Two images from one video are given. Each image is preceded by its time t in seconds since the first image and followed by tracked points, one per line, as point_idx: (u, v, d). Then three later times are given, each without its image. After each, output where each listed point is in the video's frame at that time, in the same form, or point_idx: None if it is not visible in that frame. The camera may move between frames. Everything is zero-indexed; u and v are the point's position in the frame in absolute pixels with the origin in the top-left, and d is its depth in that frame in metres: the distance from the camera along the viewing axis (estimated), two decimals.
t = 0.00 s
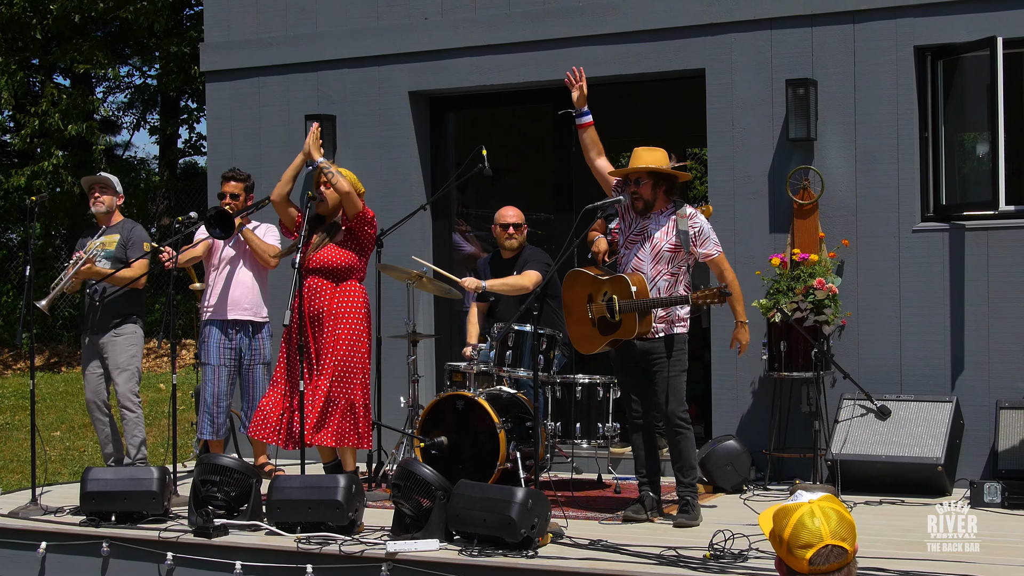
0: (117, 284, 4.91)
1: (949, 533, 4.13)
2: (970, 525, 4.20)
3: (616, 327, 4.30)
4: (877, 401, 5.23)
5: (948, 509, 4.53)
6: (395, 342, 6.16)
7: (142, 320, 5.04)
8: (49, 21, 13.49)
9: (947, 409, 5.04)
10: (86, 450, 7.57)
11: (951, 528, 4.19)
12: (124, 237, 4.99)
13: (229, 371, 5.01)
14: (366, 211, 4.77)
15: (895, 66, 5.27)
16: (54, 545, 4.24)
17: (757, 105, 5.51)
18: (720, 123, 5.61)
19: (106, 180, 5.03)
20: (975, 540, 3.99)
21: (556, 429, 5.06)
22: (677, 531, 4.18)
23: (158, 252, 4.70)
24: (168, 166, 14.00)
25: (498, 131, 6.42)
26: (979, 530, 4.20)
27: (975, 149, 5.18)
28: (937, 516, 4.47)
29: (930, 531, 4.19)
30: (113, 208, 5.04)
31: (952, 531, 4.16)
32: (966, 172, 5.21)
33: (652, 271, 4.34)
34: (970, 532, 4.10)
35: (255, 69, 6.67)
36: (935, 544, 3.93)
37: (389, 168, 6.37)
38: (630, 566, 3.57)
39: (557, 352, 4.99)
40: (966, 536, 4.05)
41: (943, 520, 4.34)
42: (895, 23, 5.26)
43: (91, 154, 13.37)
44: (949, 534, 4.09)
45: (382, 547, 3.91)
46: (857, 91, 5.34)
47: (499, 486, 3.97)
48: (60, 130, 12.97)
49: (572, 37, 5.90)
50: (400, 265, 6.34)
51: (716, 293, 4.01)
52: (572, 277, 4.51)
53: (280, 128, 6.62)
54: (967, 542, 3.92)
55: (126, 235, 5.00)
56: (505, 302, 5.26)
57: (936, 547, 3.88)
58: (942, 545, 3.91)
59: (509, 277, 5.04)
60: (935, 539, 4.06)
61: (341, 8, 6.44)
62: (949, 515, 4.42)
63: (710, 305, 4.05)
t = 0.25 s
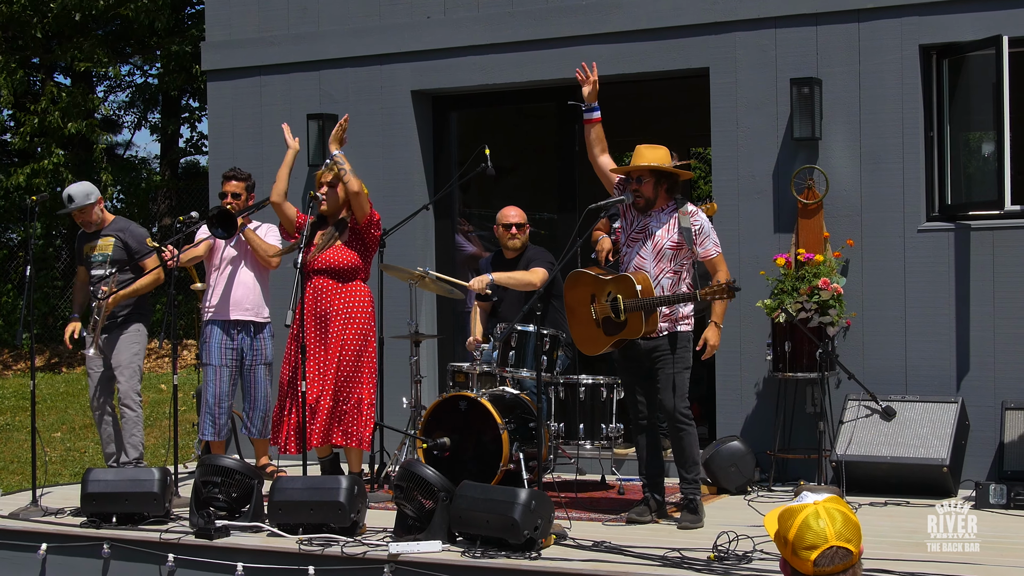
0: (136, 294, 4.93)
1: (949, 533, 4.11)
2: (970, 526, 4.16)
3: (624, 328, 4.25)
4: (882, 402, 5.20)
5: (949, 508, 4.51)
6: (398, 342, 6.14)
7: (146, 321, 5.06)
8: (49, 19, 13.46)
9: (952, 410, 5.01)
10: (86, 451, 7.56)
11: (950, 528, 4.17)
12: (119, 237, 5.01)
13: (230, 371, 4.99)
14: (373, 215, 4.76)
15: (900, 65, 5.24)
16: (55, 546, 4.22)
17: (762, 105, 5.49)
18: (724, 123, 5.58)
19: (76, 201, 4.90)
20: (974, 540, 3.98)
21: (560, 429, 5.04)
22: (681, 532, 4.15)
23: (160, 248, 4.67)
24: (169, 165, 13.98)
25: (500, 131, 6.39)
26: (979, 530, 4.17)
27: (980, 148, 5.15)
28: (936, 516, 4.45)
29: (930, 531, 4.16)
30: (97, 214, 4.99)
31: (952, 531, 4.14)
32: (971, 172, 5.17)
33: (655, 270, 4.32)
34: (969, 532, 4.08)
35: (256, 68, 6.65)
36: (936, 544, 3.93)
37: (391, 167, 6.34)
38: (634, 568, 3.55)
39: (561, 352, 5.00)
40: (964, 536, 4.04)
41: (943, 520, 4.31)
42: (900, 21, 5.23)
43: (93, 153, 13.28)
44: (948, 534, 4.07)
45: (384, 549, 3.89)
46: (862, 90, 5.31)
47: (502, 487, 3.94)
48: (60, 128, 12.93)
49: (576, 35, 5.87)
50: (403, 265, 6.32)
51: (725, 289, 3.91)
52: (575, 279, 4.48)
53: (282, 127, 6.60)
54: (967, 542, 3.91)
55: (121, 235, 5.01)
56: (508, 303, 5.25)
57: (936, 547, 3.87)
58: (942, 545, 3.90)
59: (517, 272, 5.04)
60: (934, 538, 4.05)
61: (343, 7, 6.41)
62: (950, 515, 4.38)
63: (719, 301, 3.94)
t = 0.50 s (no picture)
0: (140, 299, 4.94)
1: (949, 533, 4.14)
2: (969, 526, 4.20)
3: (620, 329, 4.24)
4: (887, 403, 5.17)
5: (949, 509, 4.56)
6: (400, 343, 6.12)
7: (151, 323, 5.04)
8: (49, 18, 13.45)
9: (957, 411, 4.98)
10: (87, 452, 7.54)
11: (950, 528, 4.20)
12: (115, 246, 4.97)
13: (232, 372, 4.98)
14: (377, 216, 4.75)
15: (905, 64, 5.21)
16: (56, 548, 4.20)
17: (766, 104, 5.46)
18: (728, 122, 5.55)
19: (62, 231, 4.77)
20: (973, 539, 3.99)
21: (563, 430, 5.01)
22: (684, 534, 4.13)
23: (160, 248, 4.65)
24: (169, 164, 13.97)
25: (502, 130, 6.37)
26: (978, 530, 4.21)
27: (985, 148, 5.13)
28: (937, 515, 4.48)
29: (930, 531, 4.20)
30: (85, 232, 4.91)
31: (952, 531, 4.17)
32: (977, 171, 5.14)
33: (656, 275, 4.30)
34: (968, 531, 4.11)
35: (258, 67, 6.63)
36: (935, 544, 3.93)
37: (394, 166, 6.32)
38: (638, 570, 3.52)
39: (564, 352, 4.99)
40: (964, 535, 4.05)
41: (943, 520, 4.36)
42: (905, 20, 5.21)
43: (91, 152, 13.37)
44: (948, 534, 4.10)
45: (387, 550, 3.86)
46: (866, 89, 5.29)
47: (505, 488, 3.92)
48: (59, 127, 12.90)
49: (579, 34, 5.84)
50: (406, 265, 6.30)
51: (723, 309, 3.94)
52: (577, 279, 4.45)
53: (284, 126, 6.58)
54: (966, 542, 3.92)
55: (117, 244, 4.98)
56: (511, 303, 5.24)
57: (936, 547, 3.88)
58: (942, 544, 3.92)
59: (519, 274, 5.02)
60: (934, 538, 4.06)
61: (345, 5, 6.39)
62: (950, 515, 4.43)
63: (717, 319, 3.98)
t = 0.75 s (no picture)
0: (137, 303, 4.91)
1: (949, 533, 4.12)
2: (969, 526, 4.17)
3: (620, 330, 4.21)
4: (891, 403, 5.14)
5: (948, 508, 4.53)
6: (402, 343, 6.09)
7: (151, 326, 5.02)
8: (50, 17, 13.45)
9: (962, 412, 4.95)
10: (88, 453, 7.52)
11: (950, 528, 4.18)
12: (118, 244, 4.96)
13: (234, 373, 4.97)
14: (376, 214, 4.73)
15: (910, 62, 5.18)
16: (56, 549, 4.18)
17: (771, 103, 5.43)
18: (732, 121, 5.52)
19: (73, 212, 4.82)
20: (974, 540, 3.98)
21: (567, 431, 4.98)
22: (688, 535, 4.10)
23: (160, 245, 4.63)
24: (170, 163, 13.97)
25: (505, 129, 6.35)
26: (978, 529, 4.19)
27: (991, 147, 5.11)
28: (937, 515, 4.44)
29: (930, 531, 4.17)
30: (93, 223, 4.94)
31: (952, 531, 4.15)
32: (982, 170, 5.13)
33: (656, 277, 4.28)
34: (969, 531, 4.09)
35: (260, 66, 6.61)
36: (936, 544, 3.93)
37: (396, 166, 6.30)
38: (641, 571, 3.50)
39: (567, 353, 4.90)
40: (964, 536, 4.04)
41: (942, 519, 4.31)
42: (910, 18, 5.18)
43: (92, 151, 13.37)
44: (948, 534, 4.08)
45: (389, 552, 3.84)
46: (871, 88, 5.26)
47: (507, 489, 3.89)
48: (59, 125, 12.89)
49: (582, 33, 5.82)
50: (408, 265, 6.28)
51: (717, 309, 3.86)
52: (579, 280, 4.43)
53: (286, 125, 6.56)
54: (967, 542, 3.92)
55: (120, 243, 4.97)
56: (514, 302, 5.20)
57: (937, 548, 3.88)
58: (942, 544, 3.91)
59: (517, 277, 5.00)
60: (934, 538, 4.05)
61: (347, 4, 6.37)
62: (950, 515, 4.38)
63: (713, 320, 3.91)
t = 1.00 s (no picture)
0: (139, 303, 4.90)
1: (949, 533, 4.11)
2: (969, 526, 4.17)
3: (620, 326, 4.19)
4: (896, 404, 5.12)
5: (948, 508, 4.52)
6: (405, 343, 6.08)
7: (150, 329, 5.00)
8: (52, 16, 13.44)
9: (968, 412, 4.91)
10: (88, 454, 7.50)
11: (950, 528, 4.17)
12: (127, 242, 4.98)
13: (235, 374, 4.95)
14: (383, 218, 4.72)
15: (916, 62, 5.15)
16: (57, 551, 4.17)
17: (775, 103, 5.40)
18: (736, 120, 5.50)
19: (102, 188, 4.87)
20: (974, 540, 3.98)
21: (570, 432, 4.96)
22: (692, 537, 4.08)
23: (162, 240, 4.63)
24: (172, 163, 13.97)
25: (508, 129, 6.32)
26: (978, 529, 4.17)
27: (996, 147, 5.06)
28: (937, 515, 4.44)
29: (930, 531, 4.16)
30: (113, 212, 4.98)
31: (952, 531, 4.14)
32: (988, 171, 5.06)
33: (656, 274, 4.26)
34: (969, 531, 4.08)
35: (261, 65, 6.59)
36: (935, 544, 3.92)
37: (398, 165, 6.28)
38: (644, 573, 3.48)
39: (570, 353, 4.88)
40: (964, 536, 4.03)
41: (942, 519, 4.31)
42: (915, 17, 5.15)
43: (93, 151, 13.36)
44: (948, 534, 4.07)
45: (391, 553, 3.82)
46: (876, 87, 5.23)
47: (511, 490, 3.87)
48: (59, 125, 12.88)
49: (586, 32, 5.79)
50: (411, 265, 6.26)
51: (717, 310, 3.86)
52: (580, 275, 4.41)
53: (289, 125, 6.54)
54: (967, 542, 3.90)
55: (129, 240, 4.99)
56: (517, 304, 5.18)
57: (936, 547, 3.87)
58: (942, 544, 3.90)
59: (526, 272, 4.94)
60: (934, 538, 4.04)
61: (350, 3, 6.35)
62: (949, 515, 4.38)
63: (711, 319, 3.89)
